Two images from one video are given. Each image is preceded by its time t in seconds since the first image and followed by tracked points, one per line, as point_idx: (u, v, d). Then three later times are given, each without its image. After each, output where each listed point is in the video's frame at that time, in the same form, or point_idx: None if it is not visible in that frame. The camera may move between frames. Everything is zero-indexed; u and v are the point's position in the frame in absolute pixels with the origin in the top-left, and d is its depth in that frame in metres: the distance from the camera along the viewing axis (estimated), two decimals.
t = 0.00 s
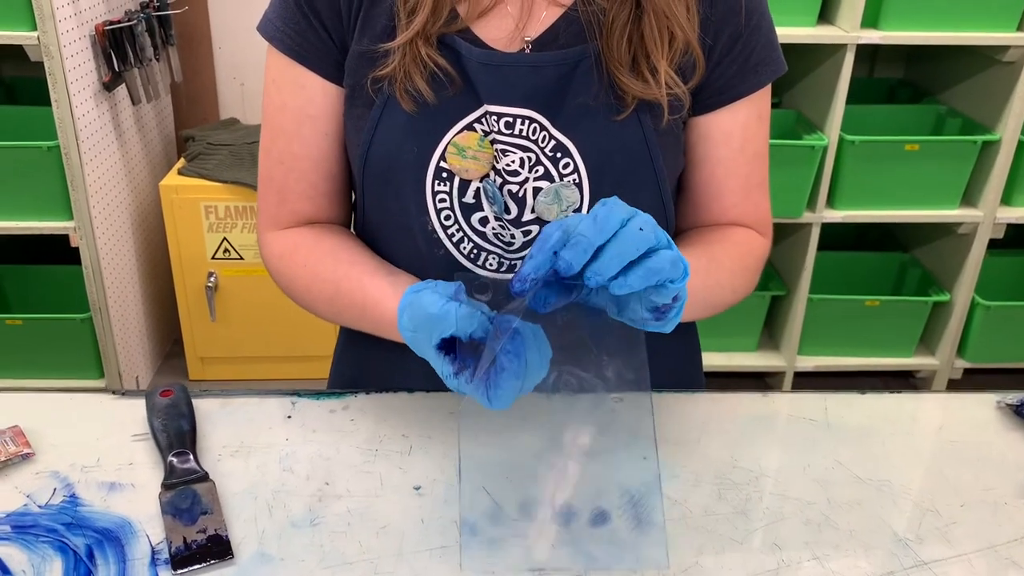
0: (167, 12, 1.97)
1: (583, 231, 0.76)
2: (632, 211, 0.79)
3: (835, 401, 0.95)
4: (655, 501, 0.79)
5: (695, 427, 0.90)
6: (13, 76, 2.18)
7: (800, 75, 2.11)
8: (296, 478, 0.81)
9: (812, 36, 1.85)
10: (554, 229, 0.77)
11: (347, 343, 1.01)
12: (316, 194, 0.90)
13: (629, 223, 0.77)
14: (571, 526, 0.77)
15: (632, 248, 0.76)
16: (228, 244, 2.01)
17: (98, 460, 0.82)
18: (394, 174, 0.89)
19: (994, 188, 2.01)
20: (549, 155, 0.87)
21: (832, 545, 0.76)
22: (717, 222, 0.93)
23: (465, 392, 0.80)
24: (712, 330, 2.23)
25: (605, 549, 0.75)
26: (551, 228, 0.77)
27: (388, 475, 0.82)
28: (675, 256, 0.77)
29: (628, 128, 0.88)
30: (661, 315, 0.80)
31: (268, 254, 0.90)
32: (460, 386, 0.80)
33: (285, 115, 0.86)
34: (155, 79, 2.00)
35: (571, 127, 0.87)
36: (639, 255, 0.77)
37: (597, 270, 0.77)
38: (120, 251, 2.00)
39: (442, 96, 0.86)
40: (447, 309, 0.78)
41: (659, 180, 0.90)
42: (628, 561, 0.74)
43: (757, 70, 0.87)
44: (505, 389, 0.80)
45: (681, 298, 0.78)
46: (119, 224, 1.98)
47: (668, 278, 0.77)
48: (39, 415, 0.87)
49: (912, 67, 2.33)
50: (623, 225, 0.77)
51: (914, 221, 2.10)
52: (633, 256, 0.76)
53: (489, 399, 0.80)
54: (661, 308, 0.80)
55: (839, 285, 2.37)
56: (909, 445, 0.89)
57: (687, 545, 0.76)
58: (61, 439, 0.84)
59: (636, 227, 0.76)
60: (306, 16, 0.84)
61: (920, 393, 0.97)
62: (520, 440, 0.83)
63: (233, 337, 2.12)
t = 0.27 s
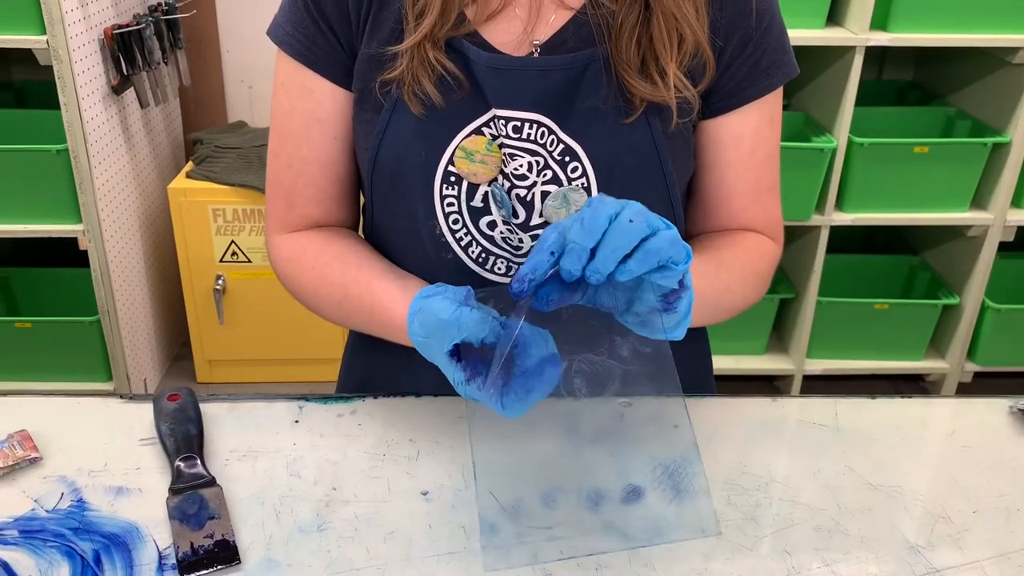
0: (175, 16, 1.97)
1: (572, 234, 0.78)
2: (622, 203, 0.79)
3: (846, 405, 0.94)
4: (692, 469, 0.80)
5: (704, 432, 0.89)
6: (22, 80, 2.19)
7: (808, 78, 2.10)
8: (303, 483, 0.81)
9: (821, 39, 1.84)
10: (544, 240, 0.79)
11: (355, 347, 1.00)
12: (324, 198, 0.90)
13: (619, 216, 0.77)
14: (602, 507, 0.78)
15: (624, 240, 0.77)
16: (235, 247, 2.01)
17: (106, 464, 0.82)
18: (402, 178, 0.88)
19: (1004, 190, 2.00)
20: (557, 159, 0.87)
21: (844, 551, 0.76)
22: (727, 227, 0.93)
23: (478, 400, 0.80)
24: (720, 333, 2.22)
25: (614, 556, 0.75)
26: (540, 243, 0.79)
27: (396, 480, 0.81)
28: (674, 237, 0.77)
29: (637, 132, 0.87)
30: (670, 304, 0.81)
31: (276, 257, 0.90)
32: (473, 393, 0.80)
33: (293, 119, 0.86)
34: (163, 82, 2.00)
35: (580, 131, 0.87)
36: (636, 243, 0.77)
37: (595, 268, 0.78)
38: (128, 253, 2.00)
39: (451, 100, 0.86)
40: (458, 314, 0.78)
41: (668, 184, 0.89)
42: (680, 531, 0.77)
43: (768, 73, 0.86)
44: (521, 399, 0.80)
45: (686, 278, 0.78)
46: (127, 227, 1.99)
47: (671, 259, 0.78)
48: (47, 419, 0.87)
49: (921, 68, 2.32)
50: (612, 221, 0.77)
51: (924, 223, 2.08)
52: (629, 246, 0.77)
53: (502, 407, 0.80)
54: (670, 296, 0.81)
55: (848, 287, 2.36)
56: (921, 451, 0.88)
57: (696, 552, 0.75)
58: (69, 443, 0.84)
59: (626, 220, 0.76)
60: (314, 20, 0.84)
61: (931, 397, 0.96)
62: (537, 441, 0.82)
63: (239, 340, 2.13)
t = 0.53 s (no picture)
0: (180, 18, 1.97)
1: (582, 238, 0.77)
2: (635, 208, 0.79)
3: (854, 409, 0.93)
4: (679, 472, 0.80)
5: (713, 436, 0.89)
6: (29, 83, 2.19)
7: (815, 79, 2.09)
8: (310, 487, 0.80)
9: (827, 39, 1.83)
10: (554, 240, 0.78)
11: (361, 350, 1.00)
12: (330, 201, 0.90)
13: (630, 224, 0.77)
14: (584, 502, 0.78)
15: (632, 250, 0.77)
16: (241, 249, 2.00)
17: (112, 469, 0.81)
18: (409, 180, 0.88)
19: (1013, 191, 1.98)
20: (565, 161, 0.87)
21: (854, 557, 0.75)
22: (735, 230, 0.92)
23: (477, 396, 0.81)
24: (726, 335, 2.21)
25: (623, 560, 0.74)
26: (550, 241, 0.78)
27: (403, 484, 0.81)
28: (688, 247, 0.77)
29: (645, 134, 0.87)
30: (678, 312, 0.81)
31: (283, 259, 0.90)
32: (473, 388, 0.81)
33: (299, 122, 0.85)
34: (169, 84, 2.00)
35: (587, 133, 0.86)
36: (646, 252, 0.77)
37: (603, 274, 0.78)
38: (135, 256, 2.00)
39: (458, 102, 0.86)
40: (464, 314, 0.78)
41: (676, 186, 0.89)
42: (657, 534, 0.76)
43: (777, 75, 0.85)
44: (518, 390, 0.81)
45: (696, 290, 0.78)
46: (133, 229, 1.99)
47: (682, 270, 0.77)
48: (53, 423, 0.87)
49: (928, 69, 2.30)
50: (623, 229, 0.77)
51: (931, 224, 2.07)
52: (638, 255, 0.77)
53: (500, 400, 0.81)
54: (679, 304, 0.80)
55: (854, 289, 2.35)
56: (931, 454, 0.87)
57: (705, 557, 0.75)
58: (76, 447, 0.84)
59: (637, 229, 0.76)
60: (322, 23, 0.84)
61: (941, 401, 0.95)
62: (526, 448, 0.82)
63: (244, 343, 2.12)
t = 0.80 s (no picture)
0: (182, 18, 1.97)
1: (606, 256, 0.76)
2: (660, 229, 0.77)
3: (860, 407, 0.93)
4: (672, 507, 0.76)
5: (718, 435, 0.88)
6: (31, 83, 2.19)
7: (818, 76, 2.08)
8: (313, 487, 0.80)
9: (831, 36, 1.82)
10: (581, 232, 0.77)
11: (364, 350, 1.00)
12: (333, 199, 0.89)
13: (652, 248, 0.76)
14: (573, 528, 0.76)
15: (652, 274, 0.76)
16: (244, 249, 2.00)
17: (114, 468, 0.81)
18: (413, 178, 0.88)
19: (1017, 188, 1.98)
20: (570, 158, 0.86)
21: (861, 556, 0.75)
22: (740, 229, 0.92)
23: (481, 400, 0.80)
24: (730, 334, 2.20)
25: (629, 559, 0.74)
26: (580, 228, 0.77)
27: (406, 484, 0.81)
28: (707, 273, 0.76)
29: (650, 131, 0.86)
30: (688, 324, 0.80)
31: (285, 257, 0.89)
32: (477, 391, 0.80)
33: (302, 119, 0.85)
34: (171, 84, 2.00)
35: (592, 130, 0.86)
36: (665, 277, 0.76)
37: (619, 292, 0.78)
38: (137, 256, 2.00)
39: (462, 99, 0.85)
40: (474, 316, 0.78)
41: (681, 184, 0.88)
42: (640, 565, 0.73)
43: (783, 72, 0.85)
44: (524, 395, 0.81)
45: (710, 313, 0.77)
46: (136, 228, 1.99)
47: (699, 294, 0.77)
48: (55, 423, 0.86)
49: (931, 67, 2.29)
50: (646, 251, 0.76)
51: (936, 222, 2.06)
52: (657, 280, 0.76)
53: (504, 404, 0.81)
54: (689, 320, 0.79)
55: (858, 287, 2.34)
56: (938, 453, 0.87)
57: (711, 557, 0.74)
58: (77, 447, 0.83)
59: (659, 254, 0.75)
60: (325, 19, 0.83)
61: (947, 399, 0.94)
62: (525, 449, 0.82)
63: (247, 342, 2.12)
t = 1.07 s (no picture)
0: (182, 16, 1.97)
1: (610, 255, 0.76)
2: (665, 228, 0.77)
3: (862, 405, 0.92)
4: (670, 511, 0.76)
5: (720, 432, 0.88)
6: (31, 83, 2.19)
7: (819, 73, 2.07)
8: (313, 486, 0.80)
9: (832, 33, 1.81)
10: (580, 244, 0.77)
11: (364, 349, 0.99)
12: (333, 197, 0.89)
13: (656, 248, 0.75)
14: (572, 529, 0.76)
15: (655, 275, 0.76)
16: (244, 248, 2.00)
17: (114, 468, 0.81)
18: (413, 176, 0.87)
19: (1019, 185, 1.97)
20: (571, 156, 0.86)
21: (864, 554, 0.74)
22: (741, 226, 0.92)
23: (483, 398, 0.81)
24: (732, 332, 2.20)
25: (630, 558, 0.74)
26: (578, 241, 0.77)
27: (407, 483, 0.80)
28: (710, 274, 0.76)
29: (651, 128, 0.86)
30: (692, 324, 0.80)
31: (285, 255, 0.89)
32: (478, 389, 0.81)
33: (301, 117, 0.85)
34: (171, 83, 2.00)
35: (593, 128, 0.85)
36: (668, 278, 0.76)
37: (620, 293, 0.78)
38: (138, 255, 2.00)
39: (462, 97, 0.85)
40: (480, 318, 0.77)
41: (683, 182, 0.88)
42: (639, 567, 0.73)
43: (784, 70, 0.85)
44: (524, 395, 0.81)
45: (713, 313, 0.77)
46: (136, 228, 1.98)
47: (702, 295, 0.77)
48: (56, 423, 0.86)
49: (933, 63, 2.29)
50: (649, 251, 0.76)
51: (937, 219, 2.06)
52: (660, 281, 0.76)
53: (504, 403, 0.82)
54: (692, 320, 0.79)
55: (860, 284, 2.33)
56: (940, 450, 0.86)
57: (712, 555, 0.74)
58: (78, 447, 0.83)
59: (662, 255, 0.75)
60: (325, 17, 0.83)
61: (949, 397, 0.94)
62: (527, 447, 0.82)
63: (248, 341, 2.12)
